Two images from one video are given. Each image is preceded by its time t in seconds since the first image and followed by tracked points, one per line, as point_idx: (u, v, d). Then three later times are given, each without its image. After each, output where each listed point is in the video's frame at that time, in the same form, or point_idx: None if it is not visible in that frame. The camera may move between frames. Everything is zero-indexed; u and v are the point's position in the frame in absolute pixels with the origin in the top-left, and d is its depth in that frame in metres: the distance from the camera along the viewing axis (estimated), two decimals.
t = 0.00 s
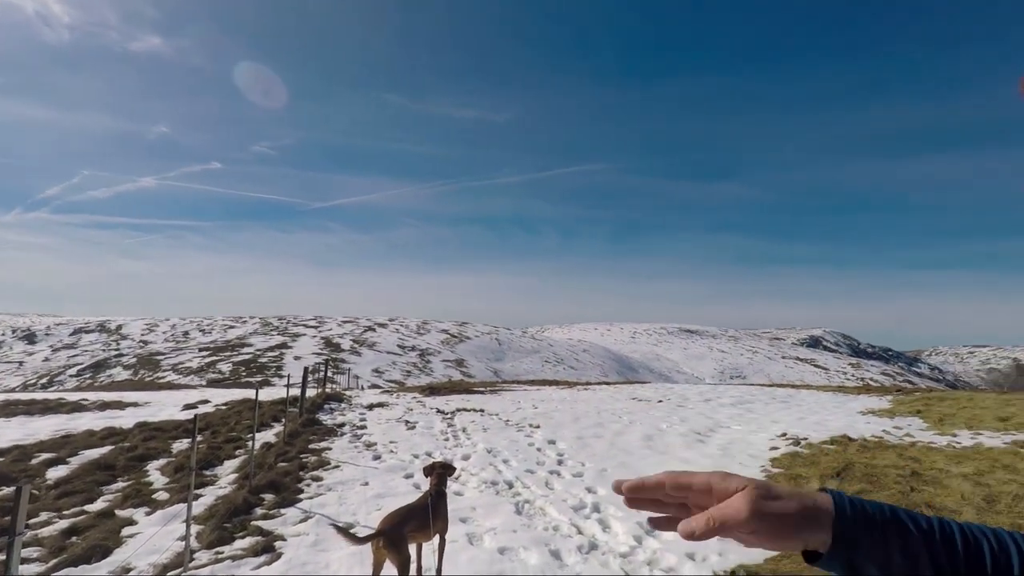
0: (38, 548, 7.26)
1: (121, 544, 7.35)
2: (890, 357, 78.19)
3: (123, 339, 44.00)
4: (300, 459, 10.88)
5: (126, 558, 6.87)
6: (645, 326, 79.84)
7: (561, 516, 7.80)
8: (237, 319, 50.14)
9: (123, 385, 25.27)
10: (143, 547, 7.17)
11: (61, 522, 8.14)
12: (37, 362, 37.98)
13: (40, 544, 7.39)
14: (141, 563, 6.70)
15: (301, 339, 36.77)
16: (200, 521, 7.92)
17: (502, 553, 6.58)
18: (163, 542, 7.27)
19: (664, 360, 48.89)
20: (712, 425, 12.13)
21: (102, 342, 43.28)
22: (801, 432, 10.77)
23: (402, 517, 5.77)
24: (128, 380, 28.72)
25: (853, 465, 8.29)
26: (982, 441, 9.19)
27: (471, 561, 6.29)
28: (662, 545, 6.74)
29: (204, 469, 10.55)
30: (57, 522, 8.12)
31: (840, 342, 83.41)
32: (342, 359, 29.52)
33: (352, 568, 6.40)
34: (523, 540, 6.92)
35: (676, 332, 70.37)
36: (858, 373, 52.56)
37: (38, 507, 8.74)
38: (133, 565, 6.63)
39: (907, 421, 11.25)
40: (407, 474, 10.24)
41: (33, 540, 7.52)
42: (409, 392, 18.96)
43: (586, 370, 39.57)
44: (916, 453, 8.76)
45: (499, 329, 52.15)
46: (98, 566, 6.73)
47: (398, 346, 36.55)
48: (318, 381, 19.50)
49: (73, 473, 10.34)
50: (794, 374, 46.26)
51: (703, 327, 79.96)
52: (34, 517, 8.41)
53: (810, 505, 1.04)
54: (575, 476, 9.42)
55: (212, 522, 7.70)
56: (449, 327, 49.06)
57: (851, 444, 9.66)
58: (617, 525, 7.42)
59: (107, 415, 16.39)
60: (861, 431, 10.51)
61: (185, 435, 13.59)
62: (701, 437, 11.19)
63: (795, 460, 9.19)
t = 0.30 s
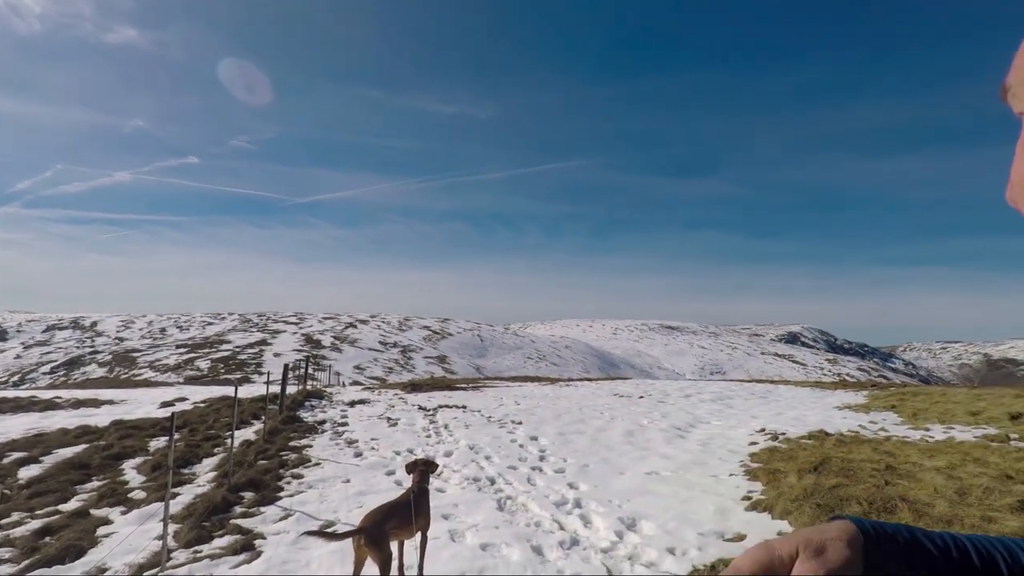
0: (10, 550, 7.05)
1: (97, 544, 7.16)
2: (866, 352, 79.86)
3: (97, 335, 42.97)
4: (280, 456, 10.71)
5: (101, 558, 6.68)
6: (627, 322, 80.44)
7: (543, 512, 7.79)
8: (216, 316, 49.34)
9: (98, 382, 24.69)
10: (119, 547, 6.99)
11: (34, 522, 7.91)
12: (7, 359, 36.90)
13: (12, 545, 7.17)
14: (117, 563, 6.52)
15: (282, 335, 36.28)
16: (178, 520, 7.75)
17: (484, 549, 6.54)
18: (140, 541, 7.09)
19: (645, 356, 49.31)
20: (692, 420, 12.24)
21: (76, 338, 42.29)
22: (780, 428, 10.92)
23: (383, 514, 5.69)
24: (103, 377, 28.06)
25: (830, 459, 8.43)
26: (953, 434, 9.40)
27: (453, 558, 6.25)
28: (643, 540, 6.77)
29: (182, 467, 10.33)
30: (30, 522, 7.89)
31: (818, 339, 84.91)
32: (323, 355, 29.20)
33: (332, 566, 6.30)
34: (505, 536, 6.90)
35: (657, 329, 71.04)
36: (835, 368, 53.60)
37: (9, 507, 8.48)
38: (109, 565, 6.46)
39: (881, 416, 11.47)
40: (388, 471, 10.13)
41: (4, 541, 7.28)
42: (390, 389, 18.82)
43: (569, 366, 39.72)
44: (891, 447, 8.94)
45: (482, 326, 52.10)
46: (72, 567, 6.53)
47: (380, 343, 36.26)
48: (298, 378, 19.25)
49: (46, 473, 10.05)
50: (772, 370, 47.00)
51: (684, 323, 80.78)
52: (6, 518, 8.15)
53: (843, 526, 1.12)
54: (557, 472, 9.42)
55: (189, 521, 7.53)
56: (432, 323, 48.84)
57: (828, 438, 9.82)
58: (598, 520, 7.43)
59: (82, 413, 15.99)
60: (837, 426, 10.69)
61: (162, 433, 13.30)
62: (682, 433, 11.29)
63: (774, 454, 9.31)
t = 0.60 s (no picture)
0: None
1: (86, 546, 7.04)
2: (856, 345, 80.65)
3: (85, 338, 42.44)
4: (271, 457, 10.60)
5: (91, 560, 6.57)
6: (619, 318, 80.71)
7: (536, 509, 7.77)
8: (206, 318, 48.89)
9: (86, 384, 24.41)
10: (109, 549, 6.88)
11: (22, 525, 7.77)
12: None
13: None
14: (106, 565, 6.42)
15: (273, 336, 36.04)
16: (169, 521, 7.64)
17: (477, 548, 6.51)
18: (130, 543, 6.99)
19: (637, 353, 49.51)
20: (684, 416, 12.27)
21: (64, 341, 41.78)
22: (771, 422, 10.97)
23: (375, 513, 5.63)
24: (91, 379, 27.73)
25: (821, 452, 8.48)
26: (942, 426, 9.48)
27: (446, 557, 6.20)
28: (636, 536, 6.76)
29: (172, 469, 10.21)
30: (18, 525, 7.75)
31: (808, 333, 85.60)
32: (314, 355, 29.03)
33: (325, 566, 6.23)
34: (499, 535, 6.87)
35: (649, 324, 71.29)
36: (824, 362, 54.11)
37: None
38: (99, 567, 6.36)
39: (870, 409, 11.57)
40: (381, 471, 10.07)
41: None
42: (382, 389, 18.72)
43: (562, 363, 39.79)
44: (881, 439, 9.01)
45: (474, 324, 52.02)
46: (60, 570, 6.42)
47: (371, 343, 36.12)
48: (289, 379, 19.13)
49: (34, 476, 9.90)
50: (762, 364, 47.34)
51: (675, 319, 81.16)
52: None
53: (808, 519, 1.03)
54: (550, 470, 9.41)
55: (180, 522, 7.43)
56: (423, 322, 48.72)
57: (819, 432, 9.88)
58: (591, 517, 7.41)
59: (71, 415, 15.78)
60: (828, 420, 10.77)
61: (151, 435, 13.13)
62: (674, 428, 11.31)
63: (766, 448, 9.35)
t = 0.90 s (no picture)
0: None
1: (87, 550, 7.04)
2: (855, 345, 80.67)
3: (84, 343, 42.39)
4: (270, 461, 10.59)
5: (90, 564, 6.56)
6: (617, 320, 80.74)
7: (534, 511, 7.77)
8: (205, 322, 48.84)
9: (85, 390, 24.37)
10: (108, 552, 6.87)
11: (22, 529, 7.76)
12: None
13: None
14: (106, 569, 6.41)
15: (271, 340, 36.02)
16: (168, 525, 7.64)
17: (476, 550, 6.51)
18: (130, 547, 6.98)
19: (636, 354, 49.51)
20: (683, 417, 12.27)
21: (63, 346, 41.76)
22: (769, 422, 10.97)
23: (375, 516, 5.63)
24: (90, 384, 27.67)
25: (819, 452, 8.48)
26: (941, 424, 9.48)
27: (445, 559, 6.20)
28: (635, 537, 6.77)
29: (171, 473, 10.20)
30: (18, 529, 7.74)
31: (807, 332, 85.63)
32: (312, 359, 29.02)
33: (324, 568, 6.23)
34: (498, 537, 6.87)
35: (648, 325, 71.33)
36: (824, 360, 54.11)
37: None
38: (99, 571, 6.35)
39: (869, 407, 11.58)
40: (379, 474, 10.06)
41: None
42: (381, 392, 18.72)
43: (561, 365, 39.79)
44: (879, 438, 9.02)
45: (473, 327, 52.03)
46: (60, 573, 6.42)
47: (370, 346, 36.11)
48: (288, 383, 19.11)
49: (33, 480, 9.89)
50: (761, 364, 47.35)
51: (674, 320, 81.17)
52: None
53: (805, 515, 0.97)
54: (549, 472, 9.41)
55: (179, 526, 7.43)
56: (422, 325, 48.73)
57: (817, 431, 9.89)
58: (590, 519, 7.41)
59: (70, 420, 15.75)
60: (826, 419, 10.78)
61: (151, 439, 13.12)
62: (673, 429, 11.31)
63: (764, 448, 9.35)
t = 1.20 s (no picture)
0: (9, 559, 6.97)
1: (96, 552, 7.09)
2: (862, 346, 80.22)
3: (92, 347, 42.68)
4: (277, 463, 10.64)
5: (99, 566, 6.61)
6: (622, 321, 80.55)
7: (540, 513, 7.78)
8: (211, 325, 49.15)
9: (93, 394, 24.53)
10: (117, 554, 6.91)
11: (32, 532, 7.83)
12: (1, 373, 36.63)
13: (11, 554, 7.08)
14: (115, 571, 6.45)
15: (277, 343, 36.15)
16: (176, 527, 7.70)
17: (482, 552, 6.51)
18: (138, 549, 7.02)
19: (642, 356, 49.44)
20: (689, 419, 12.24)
21: (72, 350, 42.06)
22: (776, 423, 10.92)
23: (382, 517, 5.66)
24: (98, 388, 27.84)
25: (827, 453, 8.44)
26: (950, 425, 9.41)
27: (451, 560, 6.22)
28: (641, 539, 6.75)
29: (179, 476, 10.27)
30: (28, 531, 7.81)
31: (814, 333, 85.03)
32: (318, 362, 29.11)
33: (331, 570, 6.25)
34: (503, 539, 6.87)
35: (653, 326, 71.15)
36: (831, 361, 53.76)
37: (8, 517, 8.39)
38: (107, 572, 6.39)
39: (877, 409, 11.50)
40: (386, 476, 10.08)
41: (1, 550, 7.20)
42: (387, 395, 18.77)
43: (566, 367, 39.71)
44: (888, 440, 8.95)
45: (478, 329, 52.08)
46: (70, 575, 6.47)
47: (376, 349, 36.19)
48: (294, 386, 19.19)
49: (43, 483, 9.97)
50: (768, 366, 47.11)
51: (679, 321, 80.81)
52: (4, 527, 8.06)
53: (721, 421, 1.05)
54: (554, 474, 9.41)
55: (188, 528, 7.48)
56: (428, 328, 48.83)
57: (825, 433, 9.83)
58: (596, 521, 7.40)
59: (79, 424, 15.87)
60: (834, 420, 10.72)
61: (159, 443, 13.20)
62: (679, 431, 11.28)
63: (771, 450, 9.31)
